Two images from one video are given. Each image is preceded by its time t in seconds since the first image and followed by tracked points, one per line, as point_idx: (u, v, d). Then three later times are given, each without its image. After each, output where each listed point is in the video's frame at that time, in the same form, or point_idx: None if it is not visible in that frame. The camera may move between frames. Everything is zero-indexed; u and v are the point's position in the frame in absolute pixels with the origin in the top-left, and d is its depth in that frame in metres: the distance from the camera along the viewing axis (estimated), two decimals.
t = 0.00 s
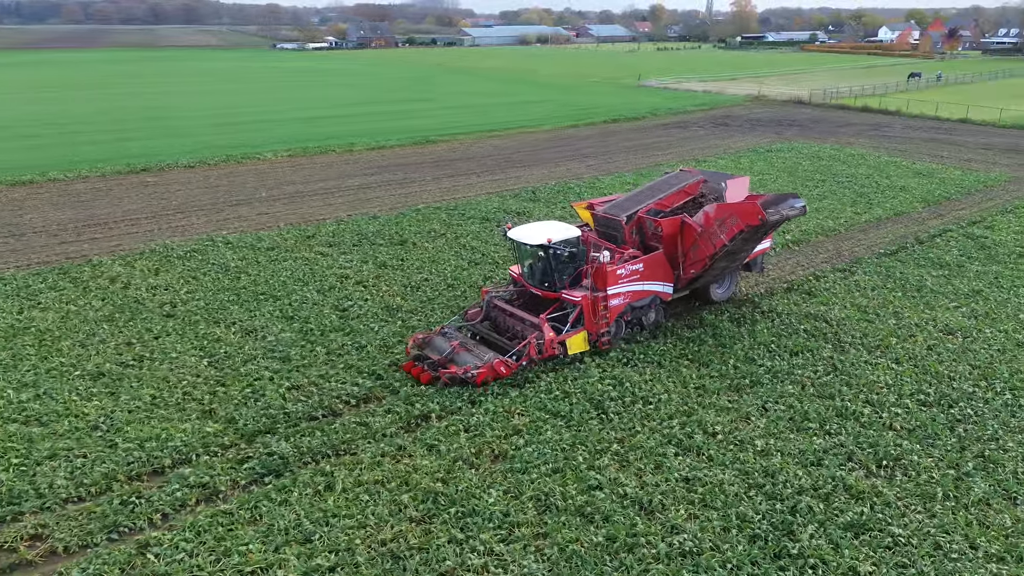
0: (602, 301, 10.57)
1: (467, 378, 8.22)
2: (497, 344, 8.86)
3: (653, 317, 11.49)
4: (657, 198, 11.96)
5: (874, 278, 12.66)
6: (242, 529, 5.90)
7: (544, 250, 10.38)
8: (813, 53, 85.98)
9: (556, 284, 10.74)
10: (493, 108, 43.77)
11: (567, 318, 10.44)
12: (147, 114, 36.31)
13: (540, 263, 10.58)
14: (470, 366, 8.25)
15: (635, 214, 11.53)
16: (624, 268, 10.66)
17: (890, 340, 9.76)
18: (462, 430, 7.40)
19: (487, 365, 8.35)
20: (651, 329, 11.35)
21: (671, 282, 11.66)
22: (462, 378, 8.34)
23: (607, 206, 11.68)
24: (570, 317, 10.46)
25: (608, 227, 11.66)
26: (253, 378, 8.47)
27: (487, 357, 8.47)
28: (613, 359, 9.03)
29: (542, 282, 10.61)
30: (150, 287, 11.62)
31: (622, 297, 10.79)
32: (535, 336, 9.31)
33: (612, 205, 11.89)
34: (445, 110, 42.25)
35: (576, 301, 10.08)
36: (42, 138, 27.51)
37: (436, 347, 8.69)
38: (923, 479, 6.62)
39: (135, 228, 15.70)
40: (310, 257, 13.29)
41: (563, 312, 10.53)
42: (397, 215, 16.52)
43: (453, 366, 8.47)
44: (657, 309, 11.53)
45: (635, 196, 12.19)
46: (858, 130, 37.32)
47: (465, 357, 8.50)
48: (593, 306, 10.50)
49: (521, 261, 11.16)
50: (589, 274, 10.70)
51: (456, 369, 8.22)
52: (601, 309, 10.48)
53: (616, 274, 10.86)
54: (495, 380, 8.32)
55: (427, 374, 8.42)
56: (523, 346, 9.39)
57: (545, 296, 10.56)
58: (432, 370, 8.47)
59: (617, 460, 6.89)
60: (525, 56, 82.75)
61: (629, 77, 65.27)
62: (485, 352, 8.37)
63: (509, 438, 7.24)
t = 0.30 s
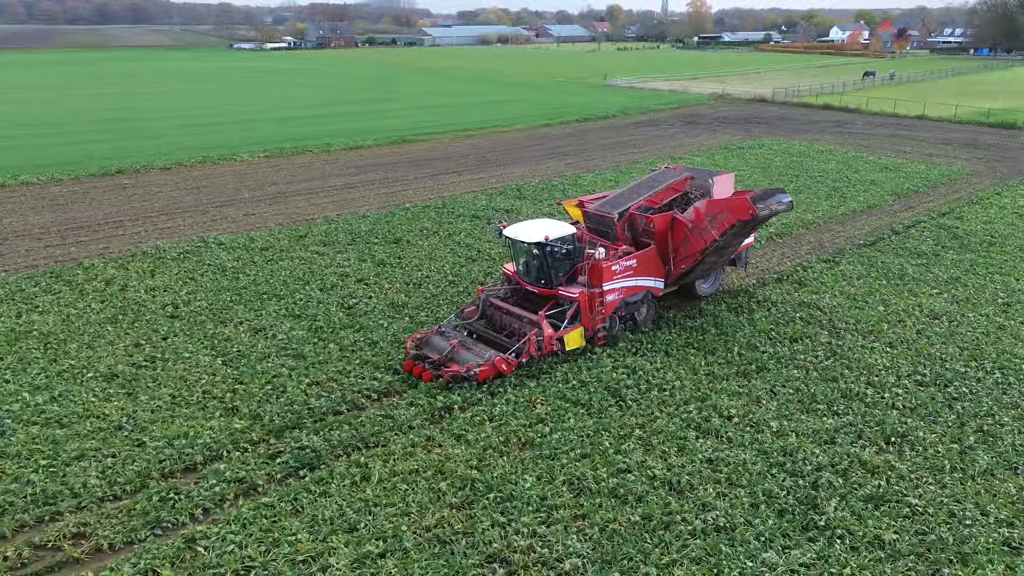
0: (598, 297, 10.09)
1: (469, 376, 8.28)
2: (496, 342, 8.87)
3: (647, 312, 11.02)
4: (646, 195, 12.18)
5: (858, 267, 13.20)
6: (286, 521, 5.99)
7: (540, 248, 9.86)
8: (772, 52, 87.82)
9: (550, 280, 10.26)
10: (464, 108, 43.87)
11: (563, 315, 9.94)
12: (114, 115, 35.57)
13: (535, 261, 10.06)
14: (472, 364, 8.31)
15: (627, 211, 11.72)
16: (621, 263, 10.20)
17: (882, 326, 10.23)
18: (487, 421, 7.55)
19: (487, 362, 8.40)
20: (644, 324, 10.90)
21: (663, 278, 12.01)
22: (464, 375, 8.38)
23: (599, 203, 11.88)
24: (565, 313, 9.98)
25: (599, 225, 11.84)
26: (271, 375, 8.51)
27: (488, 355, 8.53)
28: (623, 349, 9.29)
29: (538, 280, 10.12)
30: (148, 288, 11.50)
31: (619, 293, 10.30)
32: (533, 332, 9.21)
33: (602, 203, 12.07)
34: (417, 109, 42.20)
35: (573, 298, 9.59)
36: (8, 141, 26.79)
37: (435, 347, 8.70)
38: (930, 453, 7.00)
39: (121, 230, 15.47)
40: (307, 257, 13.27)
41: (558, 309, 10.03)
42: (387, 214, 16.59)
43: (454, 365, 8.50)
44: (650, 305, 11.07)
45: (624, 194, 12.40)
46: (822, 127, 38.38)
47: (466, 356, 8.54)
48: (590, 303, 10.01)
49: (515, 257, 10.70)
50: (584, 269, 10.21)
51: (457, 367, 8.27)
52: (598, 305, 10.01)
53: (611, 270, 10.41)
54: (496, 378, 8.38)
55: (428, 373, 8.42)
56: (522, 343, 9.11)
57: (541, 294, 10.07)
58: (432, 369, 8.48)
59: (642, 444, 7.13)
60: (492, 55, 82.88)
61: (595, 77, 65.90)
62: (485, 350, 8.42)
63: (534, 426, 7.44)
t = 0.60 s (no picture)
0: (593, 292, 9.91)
1: (469, 374, 8.29)
2: (494, 339, 8.91)
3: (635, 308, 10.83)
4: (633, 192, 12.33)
5: (836, 257, 13.79)
6: (328, 510, 6.10)
7: (535, 245, 9.65)
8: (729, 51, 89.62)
9: (545, 276, 10.00)
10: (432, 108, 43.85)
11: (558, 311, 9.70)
12: (74, 116, 34.64)
13: (529, 258, 9.86)
14: (471, 362, 8.36)
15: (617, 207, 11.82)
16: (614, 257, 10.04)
17: (866, 312, 10.75)
18: (507, 411, 7.75)
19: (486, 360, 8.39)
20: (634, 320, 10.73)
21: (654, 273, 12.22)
22: (465, 374, 8.39)
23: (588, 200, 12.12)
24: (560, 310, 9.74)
25: (590, 221, 11.92)
26: (286, 372, 8.57)
27: (487, 353, 8.58)
28: (628, 340, 9.59)
29: (532, 277, 9.90)
30: (144, 290, 11.40)
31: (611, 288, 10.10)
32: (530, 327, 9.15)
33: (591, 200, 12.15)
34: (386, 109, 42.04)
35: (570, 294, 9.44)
36: None
37: (433, 346, 8.73)
38: (930, 427, 7.44)
39: (103, 233, 15.21)
40: (300, 256, 13.27)
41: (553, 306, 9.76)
42: (373, 214, 16.66)
43: (454, 363, 8.52)
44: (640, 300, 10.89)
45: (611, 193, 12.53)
46: (784, 125, 39.46)
47: (464, 354, 8.58)
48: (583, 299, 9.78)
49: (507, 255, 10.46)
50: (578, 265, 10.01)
51: (457, 366, 8.33)
52: (593, 301, 9.82)
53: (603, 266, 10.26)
54: (496, 376, 8.42)
55: (429, 373, 8.40)
56: (519, 339, 8.96)
57: (535, 291, 9.86)
58: (433, 369, 8.47)
59: (660, 428, 7.41)
60: (454, 56, 82.70)
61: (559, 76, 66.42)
62: (485, 347, 8.43)
63: (555, 414, 7.67)
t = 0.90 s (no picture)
0: (589, 288, 9.69)
1: (473, 372, 8.35)
2: (493, 337, 8.91)
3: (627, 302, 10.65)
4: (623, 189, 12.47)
5: (817, 248, 14.33)
6: (369, 499, 6.25)
7: (533, 243, 9.33)
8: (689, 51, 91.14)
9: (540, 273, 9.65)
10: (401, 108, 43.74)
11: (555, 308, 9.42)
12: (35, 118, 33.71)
13: (524, 255, 9.54)
14: (475, 360, 8.40)
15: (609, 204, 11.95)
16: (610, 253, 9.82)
17: (853, 299, 11.24)
18: (527, 400, 7.95)
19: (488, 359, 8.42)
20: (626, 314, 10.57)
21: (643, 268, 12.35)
22: (468, 372, 8.43)
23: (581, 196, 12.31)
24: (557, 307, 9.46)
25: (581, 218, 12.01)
26: (303, 369, 8.65)
27: (488, 351, 8.59)
28: (632, 330, 9.88)
29: (528, 274, 9.62)
30: (143, 292, 11.30)
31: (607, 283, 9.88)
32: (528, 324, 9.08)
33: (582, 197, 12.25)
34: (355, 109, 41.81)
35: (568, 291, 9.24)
36: None
37: (433, 346, 8.69)
38: (927, 404, 7.89)
39: (87, 236, 14.98)
40: (295, 256, 13.26)
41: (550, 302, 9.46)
42: (360, 213, 16.70)
43: (456, 362, 8.54)
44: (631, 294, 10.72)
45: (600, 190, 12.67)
46: (749, 122, 40.43)
47: (466, 353, 8.58)
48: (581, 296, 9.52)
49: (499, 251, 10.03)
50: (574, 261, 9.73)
51: (461, 365, 8.36)
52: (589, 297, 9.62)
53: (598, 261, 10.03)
54: (498, 373, 8.50)
55: (432, 373, 8.38)
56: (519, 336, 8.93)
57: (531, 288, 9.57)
58: (436, 368, 8.50)
59: (676, 412, 7.71)
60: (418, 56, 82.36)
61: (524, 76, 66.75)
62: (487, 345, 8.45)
63: (574, 402, 7.90)
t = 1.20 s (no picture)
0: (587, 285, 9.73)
1: (479, 371, 8.35)
2: (495, 335, 8.91)
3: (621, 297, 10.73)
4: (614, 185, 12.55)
5: (800, 239, 14.84)
6: (409, 486, 6.42)
7: (533, 240, 9.32)
8: (652, 50, 92.23)
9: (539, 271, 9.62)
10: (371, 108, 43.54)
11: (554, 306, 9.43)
12: None
13: (522, 254, 9.52)
14: (479, 359, 8.39)
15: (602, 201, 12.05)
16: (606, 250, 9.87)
17: (842, 286, 11.72)
18: (546, 389, 8.18)
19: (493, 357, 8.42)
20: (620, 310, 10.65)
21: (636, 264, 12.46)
22: (473, 371, 8.42)
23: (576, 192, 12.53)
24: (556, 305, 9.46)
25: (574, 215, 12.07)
26: (321, 365, 8.73)
27: (492, 349, 8.61)
28: (637, 321, 10.18)
29: (527, 272, 9.60)
30: (144, 294, 11.21)
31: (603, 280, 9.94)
32: (528, 322, 9.12)
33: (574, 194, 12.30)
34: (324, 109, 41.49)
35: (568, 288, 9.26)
36: None
37: (436, 345, 8.67)
38: (924, 382, 8.35)
39: (73, 239, 14.74)
40: (292, 255, 13.27)
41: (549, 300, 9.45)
42: (349, 212, 16.72)
43: (460, 361, 8.52)
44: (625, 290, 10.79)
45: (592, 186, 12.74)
46: (716, 119, 41.26)
47: (470, 351, 8.56)
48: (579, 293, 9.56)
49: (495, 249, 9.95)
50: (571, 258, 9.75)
51: (466, 364, 8.35)
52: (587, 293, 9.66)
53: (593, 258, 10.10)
54: (503, 371, 8.51)
55: (438, 372, 8.38)
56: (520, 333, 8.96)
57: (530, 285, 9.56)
58: (442, 367, 8.48)
59: (691, 396, 8.01)
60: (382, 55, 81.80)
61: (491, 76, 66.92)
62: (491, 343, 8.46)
63: (592, 389, 8.16)
